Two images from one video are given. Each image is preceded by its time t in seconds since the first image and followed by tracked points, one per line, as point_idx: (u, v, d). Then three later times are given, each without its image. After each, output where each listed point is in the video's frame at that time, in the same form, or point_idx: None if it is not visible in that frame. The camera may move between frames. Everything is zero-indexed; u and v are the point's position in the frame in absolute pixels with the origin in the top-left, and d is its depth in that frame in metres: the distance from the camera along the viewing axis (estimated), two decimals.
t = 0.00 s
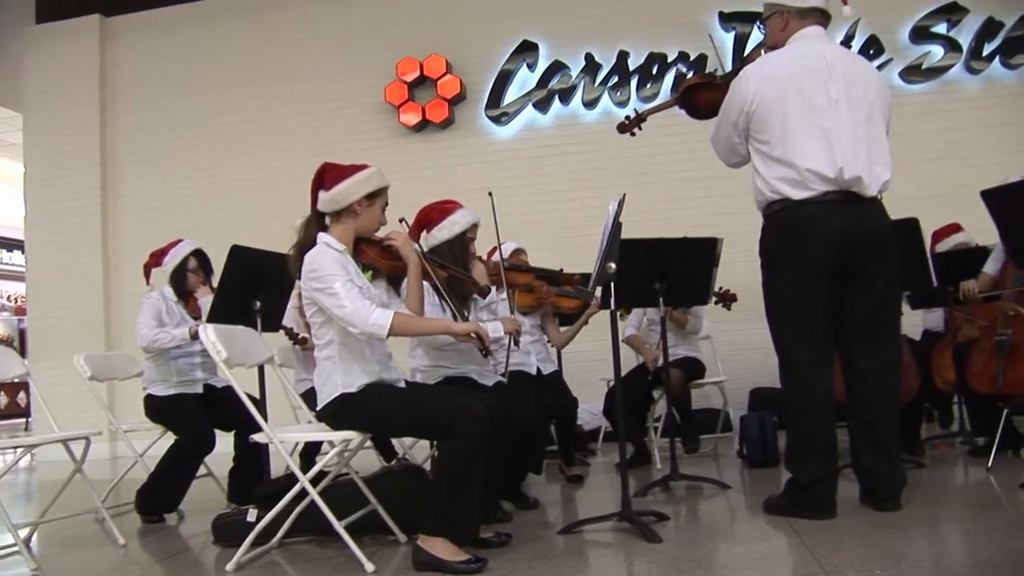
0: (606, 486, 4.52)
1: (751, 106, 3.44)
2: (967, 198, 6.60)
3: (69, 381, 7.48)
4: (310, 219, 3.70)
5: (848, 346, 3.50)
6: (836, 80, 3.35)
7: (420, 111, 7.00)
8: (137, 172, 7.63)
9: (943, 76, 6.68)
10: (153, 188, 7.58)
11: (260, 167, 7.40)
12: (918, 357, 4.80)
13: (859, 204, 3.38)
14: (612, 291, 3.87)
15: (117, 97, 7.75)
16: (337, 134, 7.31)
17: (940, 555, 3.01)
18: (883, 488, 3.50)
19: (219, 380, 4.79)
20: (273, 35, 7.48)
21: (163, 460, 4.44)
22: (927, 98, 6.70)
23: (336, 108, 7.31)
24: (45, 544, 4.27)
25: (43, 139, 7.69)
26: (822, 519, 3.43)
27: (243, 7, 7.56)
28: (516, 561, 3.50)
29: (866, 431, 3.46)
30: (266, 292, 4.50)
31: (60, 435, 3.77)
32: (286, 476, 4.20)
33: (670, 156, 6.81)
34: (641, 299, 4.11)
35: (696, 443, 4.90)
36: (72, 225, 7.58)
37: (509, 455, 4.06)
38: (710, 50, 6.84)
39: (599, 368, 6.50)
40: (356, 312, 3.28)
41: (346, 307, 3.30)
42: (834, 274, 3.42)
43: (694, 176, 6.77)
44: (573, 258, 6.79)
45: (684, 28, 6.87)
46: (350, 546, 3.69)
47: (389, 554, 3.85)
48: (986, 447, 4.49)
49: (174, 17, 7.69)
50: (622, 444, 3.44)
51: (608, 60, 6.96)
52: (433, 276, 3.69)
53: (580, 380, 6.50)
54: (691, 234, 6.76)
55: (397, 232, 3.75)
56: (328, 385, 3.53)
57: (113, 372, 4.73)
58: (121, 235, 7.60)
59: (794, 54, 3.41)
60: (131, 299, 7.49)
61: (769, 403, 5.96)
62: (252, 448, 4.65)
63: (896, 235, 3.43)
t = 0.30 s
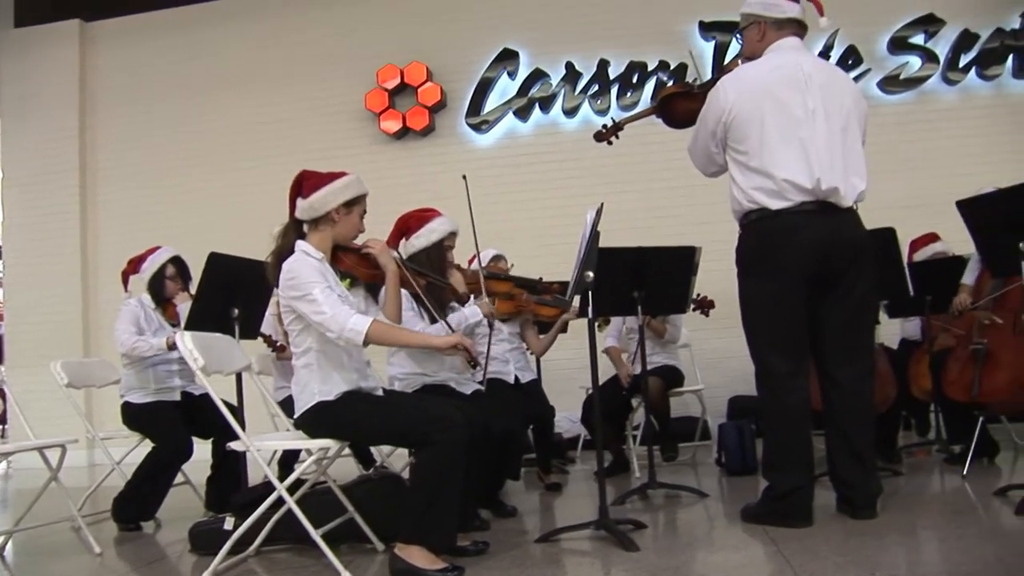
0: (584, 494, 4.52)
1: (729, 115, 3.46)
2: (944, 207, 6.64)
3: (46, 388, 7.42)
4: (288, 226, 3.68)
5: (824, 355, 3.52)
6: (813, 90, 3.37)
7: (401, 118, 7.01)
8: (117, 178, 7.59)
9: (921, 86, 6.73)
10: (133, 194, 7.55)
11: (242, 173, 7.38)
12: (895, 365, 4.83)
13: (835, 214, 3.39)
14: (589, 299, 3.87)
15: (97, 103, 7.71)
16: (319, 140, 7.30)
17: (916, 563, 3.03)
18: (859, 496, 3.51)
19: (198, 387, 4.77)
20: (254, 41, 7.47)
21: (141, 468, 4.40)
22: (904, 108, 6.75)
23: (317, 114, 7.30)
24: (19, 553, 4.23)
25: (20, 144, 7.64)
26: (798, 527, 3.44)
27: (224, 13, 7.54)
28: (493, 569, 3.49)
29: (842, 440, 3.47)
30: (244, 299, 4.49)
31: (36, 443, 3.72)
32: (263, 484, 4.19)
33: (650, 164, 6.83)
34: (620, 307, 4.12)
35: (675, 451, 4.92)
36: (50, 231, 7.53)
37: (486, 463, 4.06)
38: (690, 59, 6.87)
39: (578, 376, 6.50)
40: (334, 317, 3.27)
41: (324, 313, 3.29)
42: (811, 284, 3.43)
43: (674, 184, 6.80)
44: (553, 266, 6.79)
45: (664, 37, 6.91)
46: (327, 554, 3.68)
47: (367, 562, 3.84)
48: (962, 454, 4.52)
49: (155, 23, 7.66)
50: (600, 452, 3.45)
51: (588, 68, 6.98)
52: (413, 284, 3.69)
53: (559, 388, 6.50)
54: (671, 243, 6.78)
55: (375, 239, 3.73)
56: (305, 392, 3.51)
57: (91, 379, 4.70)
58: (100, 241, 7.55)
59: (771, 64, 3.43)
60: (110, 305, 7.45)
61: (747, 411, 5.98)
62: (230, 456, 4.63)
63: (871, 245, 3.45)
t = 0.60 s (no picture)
0: (564, 503, 4.52)
1: (707, 126, 3.47)
2: (923, 218, 6.68)
3: (24, 395, 7.36)
4: (267, 235, 3.67)
5: (801, 365, 3.53)
6: (790, 103, 3.39)
7: (383, 126, 7.00)
8: (98, 184, 7.56)
9: (901, 97, 6.78)
10: (114, 200, 7.52)
11: (225, 180, 7.36)
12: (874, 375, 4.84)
13: (813, 225, 3.41)
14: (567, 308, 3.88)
15: (78, 108, 7.67)
16: (301, 147, 7.28)
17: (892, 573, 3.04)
18: (837, 505, 3.53)
19: (178, 396, 4.72)
20: (238, 48, 7.46)
21: (119, 476, 4.37)
22: (884, 119, 6.79)
23: (300, 121, 7.29)
24: None
25: None
26: (776, 537, 3.45)
27: (207, 20, 7.53)
28: None
29: (820, 450, 3.48)
30: (224, 307, 4.48)
31: (13, 451, 3.69)
32: (241, 492, 4.17)
33: (631, 174, 6.86)
34: (598, 317, 4.12)
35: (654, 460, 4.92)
36: (30, 237, 7.48)
37: (466, 472, 4.05)
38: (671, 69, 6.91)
39: (559, 385, 6.50)
40: (315, 328, 3.26)
41: (305, 323, 3.28)
42: (789, 295, 3.44)
43: (655, 194, 6.82)
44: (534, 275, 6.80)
45: (646, 48, 6.94)
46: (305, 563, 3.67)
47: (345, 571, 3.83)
48: (940, 462, 4.55)
49: (138, 29, 7.64)
50: (578, 462, 3.45)
51: (570, 78, 7.00)
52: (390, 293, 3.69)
53: (539, 397, 6.50)
54: (652, 252, 6.80)
55: (354, 248, 3.72)
56: (283, 402, 3.50)
57: (69, 387, 4.68)
58: (81, 247, 7.52)
59: (750, 76, 3.44)
60: (90, 312, 7.41)
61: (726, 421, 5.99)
62: (208, 464, 4.61)
63: (848, 256, 3.46)
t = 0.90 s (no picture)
0: (546, 510, 4.52)
1: (685, 133, 3.48)
2: (904, 225, 6.72)
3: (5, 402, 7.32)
4: (248, 242, 3.66)
5: (782, 371, 3.52)
6: (766, 109, 3.40)
7: (366, 132, 7.00)
8: (81, 190, 7.53)
9: (882, 105, 6.82)
10: (97, 206, 7.49)
11: (208, 185, 7.34)
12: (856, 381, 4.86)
13: (791, 231, 3.41)
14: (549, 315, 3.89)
15: (60, 113, 7.63)
16: (285, 153, 7.26)
17: None
18: (817, 511, 3.54)
19: (159, 402, 4.71)
20: (221, 54, 7.45)
21: (100, 483, 4.35)
22: (866, 126, 6.83)
23: (284, 127, 7.28)
24: None
25: None
26: (758, 543, 3.46)
27: (191, 25, 7.52)
28: None
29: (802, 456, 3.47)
30: (206, 313, 4.48)
31: None
32: (222, 499, 4.15)
33: (614, 180, 6.87)
34: (581, 324, 4.12)
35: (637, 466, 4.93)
36: (11, 242, 7.44)
37: (448, 478, 4.04)
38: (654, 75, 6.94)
39: (541, 391, 6.51)
40: (294, 333, 3.26)
41: (284, 329, 3.28)
42: (767, 301, 3.45)
43: (638, 201, 6.84)
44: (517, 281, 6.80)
45: (629, 55, 6.97)
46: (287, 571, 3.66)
47: None
48: (921, 468, 4.57)
49: (121, 34, 7.61)
50: (560, 468, 3.45)
51: (553, 84, 7.02)
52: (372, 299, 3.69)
53: (522, 403, 6.50)
54: (634, 259, 6.81)
55: (335, 254, 3.71)
56: (264, 408, 3.48)
57: (51, 394, 4.66)
58: (63, 253, 7.48)
59: (727, 83, 3.46)
60: (72, 318, 7.37)
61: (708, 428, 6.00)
62: (190, 472, 4.60)
63: (827, 262, 3.46)
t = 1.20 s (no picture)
0: (525, 515, 4.52)
1: (653, 141, 3.52)
2: (883, 231, 6.75)
3: None
4: (227, 246, 3.65)
5: (759, 376, 3.50)
6: (728, 115, 3.39)
7: (347, 136, 6.99)
8: (60, 192, 7.48)
9: (861, 112, 6.86)
10: (77, 208, 7.45)
11: (189, 188, 7.31)
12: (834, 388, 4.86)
13: (761, 237, 3.39)
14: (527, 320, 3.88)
15: (39, 115, 7.58)
16: (266, 157, 7.24)
17: None
18: (791, 517, 3.54)
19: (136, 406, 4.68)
20: (202, 57, 7.42)
21: (76, 487, 4.32)
22: (845, 134, 6.87)
23: (266, 130, 7.25)
24: None
25: None
26: (736, 547, 3.46)
27: (173, 28, 7.49)
28: None
29: (780, 461, 3.45)
30: (183, 317, 4.47)
31: None
32: (199, 504, 4.13)
33: (594, 185, 6.89)
34: (560, 329, 4.11)
35: (616, 471, 4.93)
36: None
37: (425, 483, 4.04)
38: (635, 81, 6.97)
39: (520, 396, 6.50)
40: (274, 334, 3.26)
41: (263, 330, 3.27)
42: (741, 308, 3.44)
43: (618, 206, 6.85)
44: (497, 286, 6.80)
45: (609, 61, 6.99)
46: None
47: None
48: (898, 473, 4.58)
49: (101, 36, 7.58)
50: (537, 473, 3.44)
51: (534, 89, 7.03)
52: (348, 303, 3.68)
53: (501, 408, 6.49)
54: (615, 264, 6.83)
55: (313, 259, 3.69)
56: (239, 413, 3.44)
57: (26, 398, 4.62)
58: (41, 256, 7.43)
59: (692, 90, 3.47)
60: (49, 321, 7.32)
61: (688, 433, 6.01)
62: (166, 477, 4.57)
63: (802, 266, 3.42)
